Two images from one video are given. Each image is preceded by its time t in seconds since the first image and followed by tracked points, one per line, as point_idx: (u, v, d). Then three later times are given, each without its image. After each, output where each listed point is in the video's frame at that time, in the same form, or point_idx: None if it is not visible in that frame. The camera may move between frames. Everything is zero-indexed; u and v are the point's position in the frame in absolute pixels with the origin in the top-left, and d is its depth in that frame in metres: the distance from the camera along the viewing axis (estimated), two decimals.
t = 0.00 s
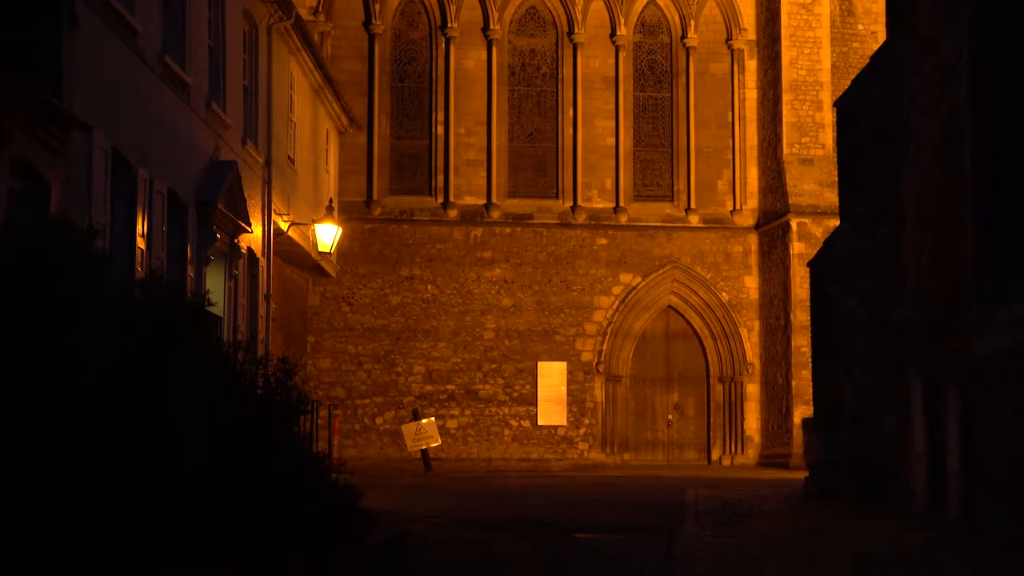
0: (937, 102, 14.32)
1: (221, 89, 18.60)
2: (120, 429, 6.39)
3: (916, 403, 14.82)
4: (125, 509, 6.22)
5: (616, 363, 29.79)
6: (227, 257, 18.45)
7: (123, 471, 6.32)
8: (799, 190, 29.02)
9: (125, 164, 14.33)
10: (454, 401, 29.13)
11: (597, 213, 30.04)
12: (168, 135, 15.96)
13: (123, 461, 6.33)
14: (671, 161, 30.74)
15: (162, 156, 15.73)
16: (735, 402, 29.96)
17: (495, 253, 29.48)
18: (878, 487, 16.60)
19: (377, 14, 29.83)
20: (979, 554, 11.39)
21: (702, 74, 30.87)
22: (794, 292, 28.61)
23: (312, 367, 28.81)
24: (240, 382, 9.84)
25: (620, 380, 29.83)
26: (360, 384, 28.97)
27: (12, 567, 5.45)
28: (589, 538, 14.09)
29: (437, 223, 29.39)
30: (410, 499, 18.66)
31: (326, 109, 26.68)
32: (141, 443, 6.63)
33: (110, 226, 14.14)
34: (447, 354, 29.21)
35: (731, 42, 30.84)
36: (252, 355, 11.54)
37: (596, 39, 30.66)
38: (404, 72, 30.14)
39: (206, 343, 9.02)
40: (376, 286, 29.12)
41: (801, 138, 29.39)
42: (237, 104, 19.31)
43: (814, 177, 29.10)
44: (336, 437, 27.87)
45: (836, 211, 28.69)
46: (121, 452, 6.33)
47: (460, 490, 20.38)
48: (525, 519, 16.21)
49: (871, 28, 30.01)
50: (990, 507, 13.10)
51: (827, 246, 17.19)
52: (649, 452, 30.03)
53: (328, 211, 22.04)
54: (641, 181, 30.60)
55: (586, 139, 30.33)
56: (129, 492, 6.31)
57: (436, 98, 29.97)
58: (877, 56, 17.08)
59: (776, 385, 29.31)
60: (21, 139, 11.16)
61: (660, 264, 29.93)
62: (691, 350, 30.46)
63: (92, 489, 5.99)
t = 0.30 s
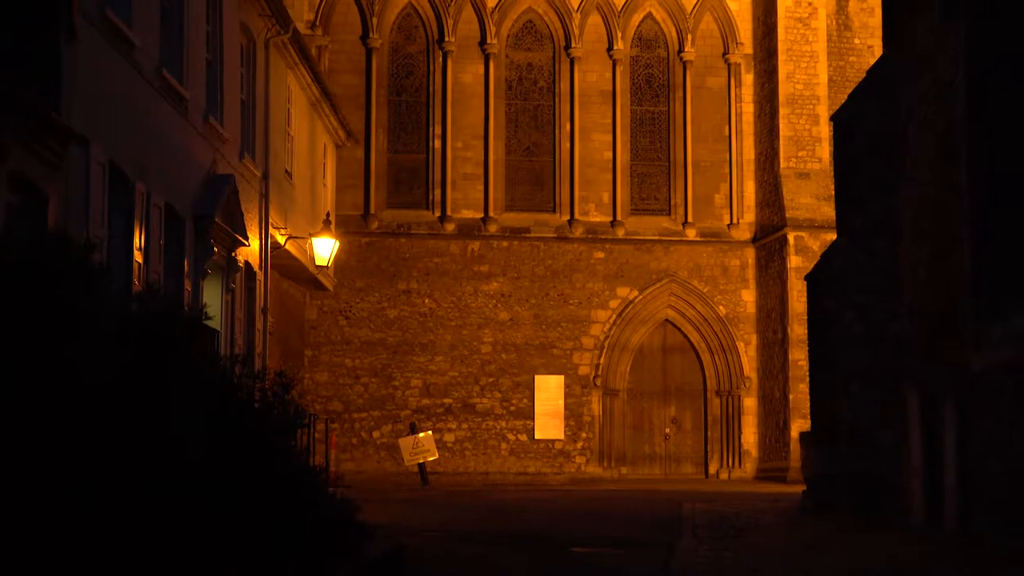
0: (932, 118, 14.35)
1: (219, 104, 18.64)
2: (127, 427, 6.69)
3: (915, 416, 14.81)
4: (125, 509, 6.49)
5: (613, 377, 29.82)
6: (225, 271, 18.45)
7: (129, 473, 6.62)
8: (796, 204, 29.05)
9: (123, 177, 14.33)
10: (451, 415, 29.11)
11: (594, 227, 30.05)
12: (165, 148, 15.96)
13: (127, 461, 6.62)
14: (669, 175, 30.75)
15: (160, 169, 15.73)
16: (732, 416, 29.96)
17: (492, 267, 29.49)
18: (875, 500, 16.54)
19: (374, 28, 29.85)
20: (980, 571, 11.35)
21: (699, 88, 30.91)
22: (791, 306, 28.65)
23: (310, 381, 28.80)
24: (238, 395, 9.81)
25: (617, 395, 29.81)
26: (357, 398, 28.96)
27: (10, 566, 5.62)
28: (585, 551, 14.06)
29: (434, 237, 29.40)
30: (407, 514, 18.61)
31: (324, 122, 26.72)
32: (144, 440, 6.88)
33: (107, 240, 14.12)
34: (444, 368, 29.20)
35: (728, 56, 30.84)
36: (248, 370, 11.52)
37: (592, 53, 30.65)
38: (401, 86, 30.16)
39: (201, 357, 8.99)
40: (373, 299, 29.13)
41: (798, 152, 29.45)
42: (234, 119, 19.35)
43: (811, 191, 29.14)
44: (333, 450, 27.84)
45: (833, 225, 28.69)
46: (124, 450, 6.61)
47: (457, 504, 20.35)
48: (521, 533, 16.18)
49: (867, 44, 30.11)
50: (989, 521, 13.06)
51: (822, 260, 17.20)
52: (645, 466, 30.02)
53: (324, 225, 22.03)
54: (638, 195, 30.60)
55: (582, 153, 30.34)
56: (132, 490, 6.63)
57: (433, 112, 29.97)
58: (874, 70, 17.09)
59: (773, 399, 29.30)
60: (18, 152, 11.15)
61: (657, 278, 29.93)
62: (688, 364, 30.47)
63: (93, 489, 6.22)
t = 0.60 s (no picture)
0: (924, 149, 14.40)
1: (215, 134, 18.63)
2: (119, 450, 7.60)
3: (910, 448, 14.82)
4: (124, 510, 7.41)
5: (608, 407, 29.72)
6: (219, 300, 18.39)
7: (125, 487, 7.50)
8: (791, 233, 29.10)
9: (118, 207, 14.32)
10: (447, 445, 29.06)
11: (590, 256, 30.05)
12: (160, 176, 15.93)
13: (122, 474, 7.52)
14: (664, 205, 30.75)
15: (155, 200, 15.73)
16: (727, 446, 29.87)
17: (487, 296, 29.50)
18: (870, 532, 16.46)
19: (370, 57, 29.88)
20: None
21: (694, 118, 30.95)
22: (786, 335, 28.64)
23: (305, 410, 28.75)
24: (228, 426, 9.82)
25: (613, 425, 29.69)
26: (352, 428, 28.90)
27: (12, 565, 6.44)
28: None
29: (430, 266, 29.42)
30: (402, 544, 18.56)
31: (320, 151, 26.75)
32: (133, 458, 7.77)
33: (101, 271, 14.07)
34: (439, 398, 29.14)
35: (723, 86, 30.86)
36: (244, 400, 11.43)
37: (587, 83, 30.66)
38: (397, 115, 30.20)
39: (189, 387, 9.01)
40: (368, 329, 29.11)
41: (793, 182, 29.47)
42: (230, 149, 19.35)
43: (806, 221, 29.20)
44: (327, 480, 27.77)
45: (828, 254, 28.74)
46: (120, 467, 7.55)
47: (451, 534, 20.25)
48: (517, 564, 16.09)
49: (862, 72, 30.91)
50: (982, 553, 13.04)
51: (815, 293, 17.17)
52: (640, 496, 29.90)
53: (319, 254, 21.98)
54: (634, 224, 30.60)
55: (578, 182, 30.34)
56: (127, 501, 7.50)
57: (429, 140, 30.03)
58: (873, 99, 17.03)
59: (768, 429, 29.26)
60: (10, 183, 11.10)
61: (652, 307, 29.96)
62: (684, 394, 30.35)
63: (94, 503, 7.07)
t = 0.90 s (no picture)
0: (917, 179, 14.43)
1: (208, 162, 18.64)
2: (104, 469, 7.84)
3: (904, 478, 14.79)
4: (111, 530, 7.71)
5: (601, 437, 29.69)
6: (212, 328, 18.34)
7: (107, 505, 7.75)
8: (783, 262, 29.14)
9: (111, 235, 14.31)
10: (439, 475, 29.01)
11: (583, 286, 30.09)
12: (153, 205, 15.94)
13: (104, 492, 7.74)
14: (657, 235, 30.80)
15: (148, 229, 15.73)
16: (720, 477, 29.83)
17: (480, 325, 29.50)
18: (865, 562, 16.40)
19: (364, 87, 29.93)
20: None
21: (687, 148, 31.02)
22: (779, 364, 28.69)
23: (297, 440, 28.71)
24: (217, 455, 9.85)
25: (606, 455, 29.68)
26: (345, 457, 28.85)
27: None
28: None
29: (423, 296, 29.43)
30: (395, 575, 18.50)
31: (313, 181, 26.79)
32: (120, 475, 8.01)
33: (95, 300, 14.06)
34: (432, 428, 29.12)
35: (716, 116, 30.93)
36: (235, 431, 11.41)
37: (580, 113, 30.73)
38: (390, 145, 30.24)
39: (178, 416, 9.04)
40: (361, 358, 29.10)
41: (786, 212, 29.59)
42: (223, 178, 19.37)
43: (799, 250, 29.20)
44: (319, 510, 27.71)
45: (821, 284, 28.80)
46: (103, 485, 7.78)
47: (444, 565, 20.19)
48: None
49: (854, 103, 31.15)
50: None
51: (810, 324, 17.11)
52: (634, 526, 29.82)
53: (312, 284, 21.97)
54: (627, 254, 30.65)
55: (571, 212, 30.37)
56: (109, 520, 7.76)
57: (422, 171, 30.03)
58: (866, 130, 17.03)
59: (762, 459, 29.24)
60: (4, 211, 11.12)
61: (645, 337, 29.95)
62: (677, 424, 30.31)
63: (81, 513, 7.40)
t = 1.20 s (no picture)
0: (910, 219, 14.44)
1: (201, 200, 18.64)
2: (85, 502, 7.83)
3: (898, 519, 14.74)
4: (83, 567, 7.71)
5: (594, 475, 29.60)
6: (204, 367, 18.31)
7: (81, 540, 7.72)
8: (776, 301, 29.19)
9: (103, 273, 14.30)
10: (431, 513, 28.91)
11: (575, 323, 30.10)
12: (147, 244, 15.95)
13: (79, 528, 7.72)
14: (650, 273, 30.81)
15: (141, 268, 15.72)
16: (714, 516, 29.77)
17: (473, 363, 29.47)
18: None
19: (357, 125, 29.96)
20: None
21: (679, 186, 31.07)
22: (772, 403, 28.61)
23: (289, 479, 28.60)
24: (209, 494, 9.85)
25: (598, 493, 29.55)
26: (337, 496, 28.73)
27: None
28: None
29: (415, 333, 29.42)
30: None
31: (306, 220, 26.81)
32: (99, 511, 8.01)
33: (87, 338, 14.02)
34: (424, 466, 29.03)
35: (708, 154, 31.04)
36: (227, 469, 11.36)
37: (573, 151, 30.79)
38: (383, 183, 30.27)
39: (165, 454, 9.06)
40: (354, 397, 29.04)
41: (778, 250, 29.65)
42: (216, 217, 19.37)
43: (791, 289, 29.30)
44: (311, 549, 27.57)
45: (814, 322, 28.82)
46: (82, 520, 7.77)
47: None
48: None
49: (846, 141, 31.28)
50: None
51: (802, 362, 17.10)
52: (627, 565, 29.70)
53: (305, 322, 21.92)
54: (619, 292, 30.65)
55: (563, 251, 30.37)
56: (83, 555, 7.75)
57: (415, 209, 30.06)
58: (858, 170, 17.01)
59: (755, 498, 29.19)
60: None
61: (638, 375, 29.93)
62: (670, 463, 30.18)
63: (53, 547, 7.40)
